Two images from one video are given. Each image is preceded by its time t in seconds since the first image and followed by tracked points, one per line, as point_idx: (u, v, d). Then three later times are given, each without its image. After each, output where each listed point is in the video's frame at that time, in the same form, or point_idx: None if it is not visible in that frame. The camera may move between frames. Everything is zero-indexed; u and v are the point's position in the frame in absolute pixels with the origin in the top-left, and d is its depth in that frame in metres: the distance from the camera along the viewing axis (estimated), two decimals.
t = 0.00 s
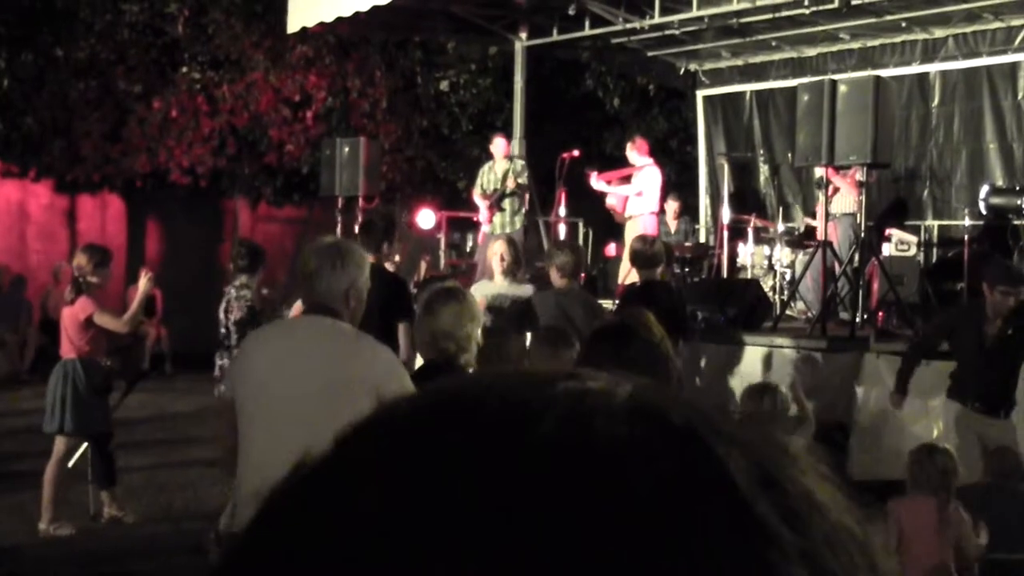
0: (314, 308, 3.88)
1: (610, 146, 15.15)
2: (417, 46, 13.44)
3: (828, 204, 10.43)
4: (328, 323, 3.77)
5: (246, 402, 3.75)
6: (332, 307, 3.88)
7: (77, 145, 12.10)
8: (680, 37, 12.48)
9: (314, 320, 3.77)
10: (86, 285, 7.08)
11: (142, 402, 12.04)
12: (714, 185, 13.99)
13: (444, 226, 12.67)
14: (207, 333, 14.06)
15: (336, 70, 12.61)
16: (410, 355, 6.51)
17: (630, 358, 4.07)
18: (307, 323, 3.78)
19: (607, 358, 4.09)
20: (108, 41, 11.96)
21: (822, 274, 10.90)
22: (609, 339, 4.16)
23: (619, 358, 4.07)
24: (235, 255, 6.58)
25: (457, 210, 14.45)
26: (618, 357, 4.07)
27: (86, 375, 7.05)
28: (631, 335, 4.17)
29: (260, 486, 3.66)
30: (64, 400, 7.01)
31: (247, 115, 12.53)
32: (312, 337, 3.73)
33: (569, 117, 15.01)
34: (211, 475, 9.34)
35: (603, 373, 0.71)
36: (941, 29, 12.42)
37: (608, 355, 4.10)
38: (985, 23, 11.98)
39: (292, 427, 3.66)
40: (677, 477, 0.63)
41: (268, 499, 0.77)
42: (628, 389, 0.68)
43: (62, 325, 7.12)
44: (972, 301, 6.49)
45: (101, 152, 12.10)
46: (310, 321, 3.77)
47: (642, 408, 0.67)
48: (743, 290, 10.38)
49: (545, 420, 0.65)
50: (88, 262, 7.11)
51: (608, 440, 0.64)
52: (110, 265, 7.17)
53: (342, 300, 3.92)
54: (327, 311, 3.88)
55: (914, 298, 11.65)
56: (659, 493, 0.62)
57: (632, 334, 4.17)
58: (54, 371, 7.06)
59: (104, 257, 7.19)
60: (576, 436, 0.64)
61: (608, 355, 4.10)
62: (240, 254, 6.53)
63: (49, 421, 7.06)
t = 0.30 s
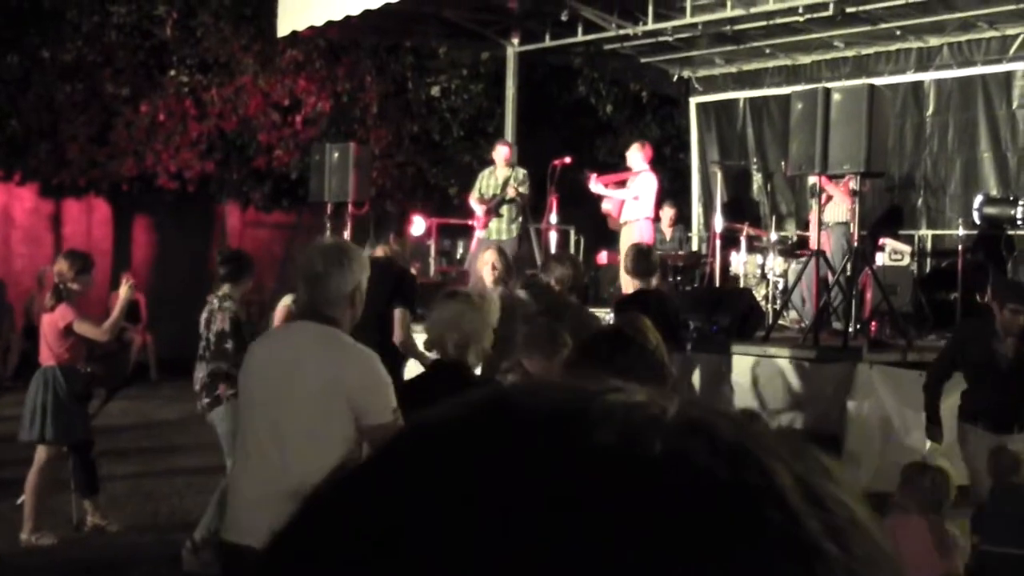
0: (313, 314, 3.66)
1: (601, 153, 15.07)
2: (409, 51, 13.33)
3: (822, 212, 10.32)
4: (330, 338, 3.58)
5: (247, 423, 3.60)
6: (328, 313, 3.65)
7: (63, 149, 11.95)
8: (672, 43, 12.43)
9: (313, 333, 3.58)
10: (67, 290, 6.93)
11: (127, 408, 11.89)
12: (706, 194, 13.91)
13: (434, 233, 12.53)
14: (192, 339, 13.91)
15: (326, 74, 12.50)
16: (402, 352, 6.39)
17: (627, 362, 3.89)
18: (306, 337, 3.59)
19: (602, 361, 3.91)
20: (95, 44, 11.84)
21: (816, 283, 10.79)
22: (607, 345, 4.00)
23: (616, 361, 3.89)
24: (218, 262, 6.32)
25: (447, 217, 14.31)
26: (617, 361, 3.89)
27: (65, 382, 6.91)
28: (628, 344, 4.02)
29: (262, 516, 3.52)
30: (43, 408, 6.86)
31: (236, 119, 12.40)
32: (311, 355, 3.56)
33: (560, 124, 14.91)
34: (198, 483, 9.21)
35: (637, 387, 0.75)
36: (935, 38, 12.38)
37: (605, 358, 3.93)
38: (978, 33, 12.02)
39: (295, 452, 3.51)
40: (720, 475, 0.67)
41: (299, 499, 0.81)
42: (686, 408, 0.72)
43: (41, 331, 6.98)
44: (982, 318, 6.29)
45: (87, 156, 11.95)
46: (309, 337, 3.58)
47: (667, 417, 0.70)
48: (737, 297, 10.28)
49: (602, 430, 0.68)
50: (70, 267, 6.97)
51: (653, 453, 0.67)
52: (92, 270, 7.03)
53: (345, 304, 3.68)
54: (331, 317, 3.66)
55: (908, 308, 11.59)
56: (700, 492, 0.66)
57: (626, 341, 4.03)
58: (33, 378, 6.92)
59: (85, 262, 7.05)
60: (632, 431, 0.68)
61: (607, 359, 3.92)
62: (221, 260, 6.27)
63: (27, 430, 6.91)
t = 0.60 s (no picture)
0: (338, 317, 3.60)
1: (587, 160, 14.94)
2: (392, 57, 13.23)
3: (808, 220, 10.24)
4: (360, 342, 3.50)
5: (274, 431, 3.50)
6: (351, 315, 3.59)
7: (41, 157, 11.77)
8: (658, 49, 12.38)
9: (342, 337, 3.51)
10: (43, 301, 6.82)
11: (106, 420, 11.69)
12: (693, 200, 13.80)
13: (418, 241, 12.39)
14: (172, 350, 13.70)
15: (308, 81, 12.40)
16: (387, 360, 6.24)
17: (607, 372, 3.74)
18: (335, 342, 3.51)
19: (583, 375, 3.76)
20: (73, 50, 11.71)
21: (802, 291, 10.69)
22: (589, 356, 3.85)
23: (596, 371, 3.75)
24: (208, 261, 6.33)
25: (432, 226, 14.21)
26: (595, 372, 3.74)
27: (41, 394, 6.74)
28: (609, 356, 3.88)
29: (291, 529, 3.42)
30: (18, 421, 6.69)
31: (217, 126, 12.26)
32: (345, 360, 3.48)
33: (545, 132, 14.83)
34: (177, 497, 9.01)
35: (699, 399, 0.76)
36: (922, 44, 12.33)
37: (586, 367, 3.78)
38: (966, 39, 11.95)
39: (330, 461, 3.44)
40: (775, 475, 0.68)
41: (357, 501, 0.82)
42: (734, 414, 0.74)
43: (15, 343, 6.84)
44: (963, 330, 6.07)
45: (65, 163, 11.78)
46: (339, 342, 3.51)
47: (725, 423, 0.71)
48: (724, 307, 10.19)
49: (657, 445, 0.69)
50: (46, 279, 6.85)
51: (706, 467, 0.68)
52: (68, 282, 6.90)
53: (370, 306, 3.61)
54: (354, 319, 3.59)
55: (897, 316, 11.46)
56: (748, 508, 0.66)
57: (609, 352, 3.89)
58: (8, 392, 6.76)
59: (62, 274, 6.93)
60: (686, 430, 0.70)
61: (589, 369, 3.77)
62: (212, 259, 6.28)
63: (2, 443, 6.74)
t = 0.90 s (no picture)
0: (346, 336, 3.40)
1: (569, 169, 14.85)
2: (373, 64, 13.10)
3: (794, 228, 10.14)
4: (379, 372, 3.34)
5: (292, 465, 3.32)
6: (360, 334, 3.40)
7: (15, 163, 11.55)
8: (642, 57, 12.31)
9: (361, 363, 3.34)
10: (14, 311, 6.66)
11: (82, 430, 11.53)
12: (676, 209, 13.69)
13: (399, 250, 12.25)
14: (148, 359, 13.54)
15: (288, 87, 12.25)
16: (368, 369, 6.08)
17: (572, 427, 2.99)
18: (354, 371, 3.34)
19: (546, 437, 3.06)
20: (49, 55, 11.51)
21: (787, 300, 10.59)
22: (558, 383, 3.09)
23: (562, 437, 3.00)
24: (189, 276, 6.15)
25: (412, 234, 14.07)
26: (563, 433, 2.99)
27: (13, 406, 6.57)
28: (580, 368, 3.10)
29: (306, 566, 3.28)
30: None
31: (196, 133, 12.08)
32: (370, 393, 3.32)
33: (526, 140, 14.72)
34: (154, 507, 8.86)
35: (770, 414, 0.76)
36: (907, 52, 12.28)
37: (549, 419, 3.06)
38: (950, 48, 11.88)
39: (351, 500, 3.30)
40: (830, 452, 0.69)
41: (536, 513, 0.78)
42: (885, 427, 0.70)
43: None
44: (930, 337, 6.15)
45: (41, 170, 11.57)
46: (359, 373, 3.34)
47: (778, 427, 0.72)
48: (708, 316, 10.08)
49: (869, 470, 0.65)
50: (17, 288, 6.70)
51: (912, 480, 0.64)
52: (39, 291, 6.75)
53: (382, 325, 3.42)
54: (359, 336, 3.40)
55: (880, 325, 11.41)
56: (965, 531, 0.62)
57: (580, 362, 3.10)
58: None
59: (33, 283, 6.77)
60: (714, 440, 0.71)
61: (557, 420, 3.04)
62: (196, 276, 6.11)
63: None
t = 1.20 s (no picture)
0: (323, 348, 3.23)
1: (544, 177, 14.74)
2: (348, 69, 12.95)
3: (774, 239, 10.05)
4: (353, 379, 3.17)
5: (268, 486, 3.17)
6: (334, 347, 3.22)
7: None
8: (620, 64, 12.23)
9: (333, 371, 3.17)
10: None
11: (48, 440, 11.28)
12: (651, 219, 13.59)
13: (372, 258, 12.09)
14: (115, 366, 13.29)
15: (262, 92, 12.07)
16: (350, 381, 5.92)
17: (543, 435, 2.62)
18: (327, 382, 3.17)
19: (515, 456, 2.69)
20: (18, 56, 11.25)
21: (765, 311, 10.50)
22: (525, 397, 2.69)
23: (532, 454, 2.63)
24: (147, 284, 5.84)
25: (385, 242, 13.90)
26: (533, 447, 2.61)
27: None
28: (549, 379, 2.69)
29: None
30: None
31: (167, 138, 11.87)
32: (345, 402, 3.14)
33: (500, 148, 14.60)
34: (122, 519, 8.63)
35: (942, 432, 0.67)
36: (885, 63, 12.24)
37: (518, 436, 2.68)
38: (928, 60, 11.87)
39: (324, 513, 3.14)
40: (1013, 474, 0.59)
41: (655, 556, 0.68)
42: None
43: None
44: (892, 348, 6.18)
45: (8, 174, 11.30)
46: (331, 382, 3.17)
47: (958, 444, 0.63)
48: (687, 327, 9.98)
49: None
50: None
51: None
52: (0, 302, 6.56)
53: (358, 338, 3.25)
54: (330, 351, 3.23)
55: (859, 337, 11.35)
56: None
57: (553, 372, 2.69)
58: None
59: None
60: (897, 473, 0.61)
61: (525, 435, 2.66)
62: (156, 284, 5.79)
63: None
